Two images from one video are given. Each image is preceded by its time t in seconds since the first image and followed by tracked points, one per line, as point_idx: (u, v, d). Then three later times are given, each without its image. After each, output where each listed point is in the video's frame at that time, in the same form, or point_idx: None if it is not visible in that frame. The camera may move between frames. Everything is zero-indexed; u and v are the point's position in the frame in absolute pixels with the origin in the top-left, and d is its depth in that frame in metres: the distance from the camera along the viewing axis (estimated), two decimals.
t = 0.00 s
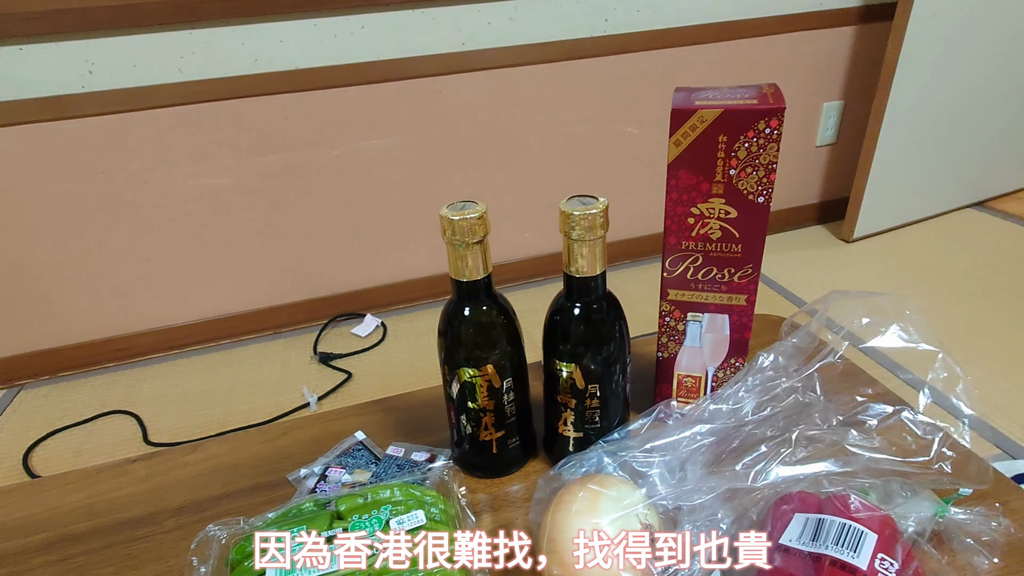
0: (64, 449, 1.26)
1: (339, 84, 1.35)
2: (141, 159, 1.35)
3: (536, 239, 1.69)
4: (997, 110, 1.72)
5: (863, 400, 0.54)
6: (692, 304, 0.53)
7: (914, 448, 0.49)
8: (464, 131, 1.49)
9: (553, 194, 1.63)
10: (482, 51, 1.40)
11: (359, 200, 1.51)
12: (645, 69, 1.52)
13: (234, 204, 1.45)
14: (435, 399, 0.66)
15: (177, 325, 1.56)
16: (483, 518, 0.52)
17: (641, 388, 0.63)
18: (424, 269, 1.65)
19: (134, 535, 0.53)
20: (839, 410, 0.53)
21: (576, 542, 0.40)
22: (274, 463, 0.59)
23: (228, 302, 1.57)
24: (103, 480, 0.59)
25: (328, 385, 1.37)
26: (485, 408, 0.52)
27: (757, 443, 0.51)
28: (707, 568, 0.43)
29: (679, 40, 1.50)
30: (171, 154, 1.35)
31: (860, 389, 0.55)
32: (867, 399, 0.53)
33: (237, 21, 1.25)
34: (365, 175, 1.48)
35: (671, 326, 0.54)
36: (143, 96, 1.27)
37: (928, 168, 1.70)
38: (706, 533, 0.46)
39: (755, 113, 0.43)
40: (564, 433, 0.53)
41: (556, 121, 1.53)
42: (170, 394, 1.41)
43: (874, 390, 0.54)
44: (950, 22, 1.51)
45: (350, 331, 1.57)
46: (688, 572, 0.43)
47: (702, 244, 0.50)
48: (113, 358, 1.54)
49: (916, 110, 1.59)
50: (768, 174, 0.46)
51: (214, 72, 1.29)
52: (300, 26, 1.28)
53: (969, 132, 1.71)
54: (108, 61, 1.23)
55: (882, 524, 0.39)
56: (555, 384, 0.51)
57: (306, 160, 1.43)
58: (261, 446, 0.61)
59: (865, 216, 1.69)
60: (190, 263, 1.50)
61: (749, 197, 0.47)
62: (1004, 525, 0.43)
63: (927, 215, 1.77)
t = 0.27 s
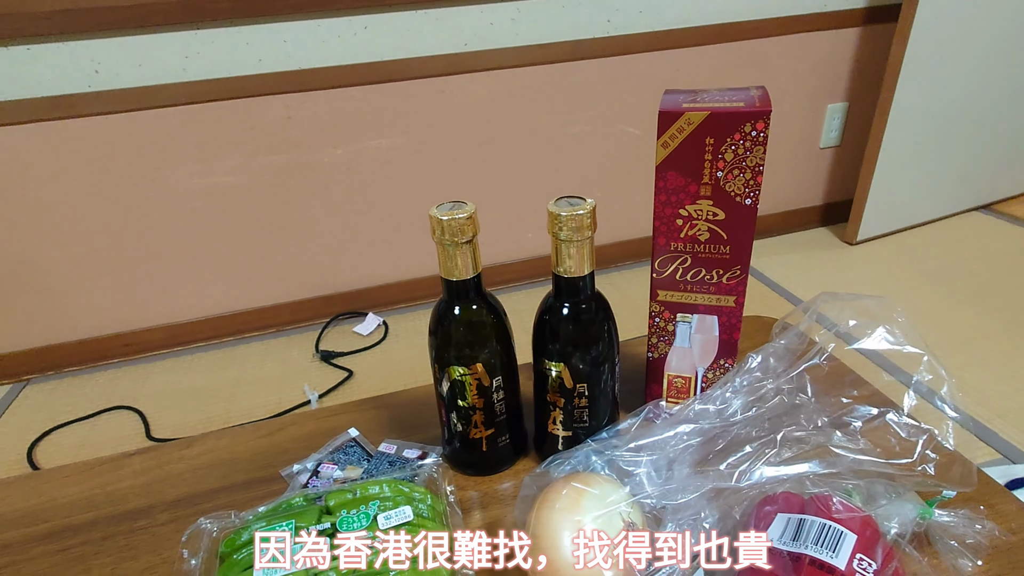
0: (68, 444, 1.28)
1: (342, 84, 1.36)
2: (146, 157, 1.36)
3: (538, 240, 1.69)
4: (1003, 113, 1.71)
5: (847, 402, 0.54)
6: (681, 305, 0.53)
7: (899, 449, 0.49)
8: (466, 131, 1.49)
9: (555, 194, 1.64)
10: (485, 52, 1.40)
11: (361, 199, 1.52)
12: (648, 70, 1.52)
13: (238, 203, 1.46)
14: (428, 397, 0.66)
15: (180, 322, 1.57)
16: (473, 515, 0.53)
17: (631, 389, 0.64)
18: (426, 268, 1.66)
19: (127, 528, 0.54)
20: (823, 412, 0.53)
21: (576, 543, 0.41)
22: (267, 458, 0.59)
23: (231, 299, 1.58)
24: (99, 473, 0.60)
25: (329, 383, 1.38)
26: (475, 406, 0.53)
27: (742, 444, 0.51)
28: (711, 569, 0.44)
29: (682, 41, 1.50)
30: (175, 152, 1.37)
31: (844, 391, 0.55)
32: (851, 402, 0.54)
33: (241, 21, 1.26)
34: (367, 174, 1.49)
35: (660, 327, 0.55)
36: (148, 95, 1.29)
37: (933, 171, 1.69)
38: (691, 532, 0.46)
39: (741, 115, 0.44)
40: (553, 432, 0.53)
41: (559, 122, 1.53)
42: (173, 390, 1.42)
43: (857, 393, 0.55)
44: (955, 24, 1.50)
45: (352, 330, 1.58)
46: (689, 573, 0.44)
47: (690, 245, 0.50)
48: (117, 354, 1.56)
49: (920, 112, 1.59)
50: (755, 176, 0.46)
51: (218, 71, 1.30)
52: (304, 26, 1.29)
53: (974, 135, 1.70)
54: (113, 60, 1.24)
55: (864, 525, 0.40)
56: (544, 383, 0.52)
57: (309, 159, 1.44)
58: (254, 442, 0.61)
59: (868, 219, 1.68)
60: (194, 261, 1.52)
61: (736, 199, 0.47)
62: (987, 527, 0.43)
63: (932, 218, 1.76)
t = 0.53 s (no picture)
0: (77, 438, 1.29)
1: (350, 83, 1.37)
2: (156, 155, 1.37)
3: (544, 240, 1.69)
4: (1015, 115, 1.69)
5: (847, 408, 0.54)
6: (682, 308, 0.53)
7: (899, 454, 0.49)
8: (474, 131, 1.50)
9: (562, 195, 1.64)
10: (493, 52, 1.41)
11: (368, 198, 1.53)
12: (656, 71, 1.52)
13: (246, 201, 1.47)
14: (430, 397, 0.67)
15: (188, 319, 1.59)
16: (472, 515, 0.53)
17: (632, 391, 0.64)
18: (432, 267, 1.66)
19: (131, 523, 0.54)
20: (823, 416, 0.53)
21: (576, 543, 0.41)
22: (269, 455, 0.60)
23: (238, 296, 1.59)
24: (105, 468, 0.60)
25: (335, 381, 1.39)
26: (475, 406, 0.53)
27: (741, 447, 0.52)
28: (711, 569, 0.44)
29: (690, 42, 1.50)
30: (185, 150, 1.38)
31: (843, 395, 0.55)
32: (851, 407, 0.54)
33: (251, 20, 1.27)
34: (375, 173, 1.49)
35: (661, 329, 0.55)
36: (158, 94, 1.30)
37: (943, 173, 1.68)
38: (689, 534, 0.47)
39: (742, 118, 0.44)
40: (553, 433, 0.53)
41: (566, 122, 1.53)
42: (180, 386, 1.43)
43: (856, 399, 0.55)
44: (967, 26, 1.49)
45: (358, 328, 1.59)
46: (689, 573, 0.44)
47: (691, 248, 0.50)
48: (126, 350, 1.57)
49: (930, 115, 1.58)
50: (756, 179, 0.46)
51: (228, 71, 1.31)
52: (313, 26, 1.30)
53: (986, 137, 1.69)
54: (125, 59, 1.25)
55: (861, 530, 0.39)
56: (544, 384, 0.52)
57: (317, 158, 1.45)
58: (258, 439, 0.62)
59: (878, 221, 1.67)
60: (202, 259, 1.53)
61: (737, 202, 0.47)
62: (987, 535, 0.43)
63: (942, 221, 1.75)
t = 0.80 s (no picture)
0: (86, 435, 1.31)
1: (360, 85, 1.38)
2: (166, 155, 1.38)
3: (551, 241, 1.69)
4: None
5: (847, 420, 0.54)
6: (684, 317, 0.53)
7: (900, 467, 0.49)
8: (482, 133, 1.50)
9: (569, 197, 1.64)
10: (502, 54, 1.41)
11: (376, 198, 1.53)
12: (665, 74, 1.52)
13: (255, 201, 1.48)
14: (433, 401, 0.67)
15: (197, 317, 1.60)
16: (473, 520, 0.53)
17: (634, 398, 0.64)
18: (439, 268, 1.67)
19: (137, 523, 0.55)
20: (823, 429, 0.53)
21: (575, 544, 0.41)
22: (273, 458, 0.60)
23: (247, 295, 1.61)
24: (112, 468, 0.61)
25: (341, 380, 1.40)
26: (477, 412, 0.53)
27: (741, 458, 0.52)
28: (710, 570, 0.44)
29: (700, 45, 1.49)
30: (195, 150, 1.39)
31: (842, 408, 0.55)
32: (851, 420, 0.54)
33: (262, 22, 1.28)
34: (383, 174, 1.50)
35: (663, 338, 0.55)
36: (169, 94, 1.31)
37: (955, 178, 1.67)
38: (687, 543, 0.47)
39: (745, 130, 0.44)
40: (554, 441, 0.53)
41: (574, 124, 1.53)
42: (188, 384, 1.45)
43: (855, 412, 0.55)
44: (981, 30, 1.48)
45: (365, 328, 1.60)
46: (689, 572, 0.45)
47: (693, 258, 0.50)
48: (135, 347, 1.59)
49: (942, 119, 1.56)
50: (759, 191, 0.46)
51: (239, 71, 1.32)
52: (324, 27, 1.31)
53: (998, 142, 1.67)
54: (137, 59, 1.27)
55: (859, 544, 0.40)
56: (545, 392, 0.52)
57: (325, 159, 1.46)
58: (262, 442, 0.63)
59: (888, 227, 1.65)
60: (211, 257, 1.54)
61: (740, 213, 0.47)
62: (989, 550, 0.43)
63: (953, 226, 1.73)
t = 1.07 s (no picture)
0: (92, 432, 1.33)
1: (365, 88, 1.39)
2: (173, 157, 1.40)
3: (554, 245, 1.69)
4: None
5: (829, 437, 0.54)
6: (672, 331, 0.53)
7: (882, 483, 0.49)
8: (486, 137, 1.50)
9: (573, 201, 1.64)
10: (506, 58, 1.41)
11: (381, 201, 1.54)
12: (669, 79, 1.52)
13: (260, 202, 1.49)
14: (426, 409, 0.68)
15: (202, 317, 1.62)
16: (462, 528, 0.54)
17: (623, 409, 0.64)
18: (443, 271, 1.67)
19: (133, 526, 0.56)
20: (807, 446, 0.53)
21: (576, 544, 0.43)
22: (267, 463, 0.62)
23: (252, 296, 1.62)
24: (110, 471, 0.63)
25: (343, 382, 1.41)
26: (465, 422, 0.54)
27: (724, 473, 0.52)
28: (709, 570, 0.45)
29: (705, 50, 1.49)
30: (202, 152, 1.40)
31: (825, 425, 0.55)
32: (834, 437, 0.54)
33: (269, 26, 1.29)
34: (387, 177, 1.51)
35: (651, 350, 0.55)
36: (177, 97, 1.33)
37: (962, 186, 1.66)
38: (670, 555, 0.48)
39: (731, 150, 0.44)
40: (542, 452, 0.54)
41: (578, 128, 1.54)
42: (193, 383, 1.46)
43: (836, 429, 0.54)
44: (989, 37, 1.46)
45: (368, 329, 1.61)
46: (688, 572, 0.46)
47: (680, 273, 0.50)
48: (142, 346, 1.61)
49: (949, 127, 1.55)
50: (745, 209, 0.46)
51: (245, 75, 1.33)
52: (329, 31, 1.32)
53: (1007, 150, 1.66)
54: (145, 63, 1.29)
55: (836, 563, 0.41)
56: (533, 403, 0.53)
57: (330, 161, 1.47)
58: (257, 447, 0.64)
59: (894, 234, 1.64)
60: (217, 258, 1.56)
61: (726, 230, 0.48)
62: (969, 569, 0.44)
63: (960, 234, 1.72)
